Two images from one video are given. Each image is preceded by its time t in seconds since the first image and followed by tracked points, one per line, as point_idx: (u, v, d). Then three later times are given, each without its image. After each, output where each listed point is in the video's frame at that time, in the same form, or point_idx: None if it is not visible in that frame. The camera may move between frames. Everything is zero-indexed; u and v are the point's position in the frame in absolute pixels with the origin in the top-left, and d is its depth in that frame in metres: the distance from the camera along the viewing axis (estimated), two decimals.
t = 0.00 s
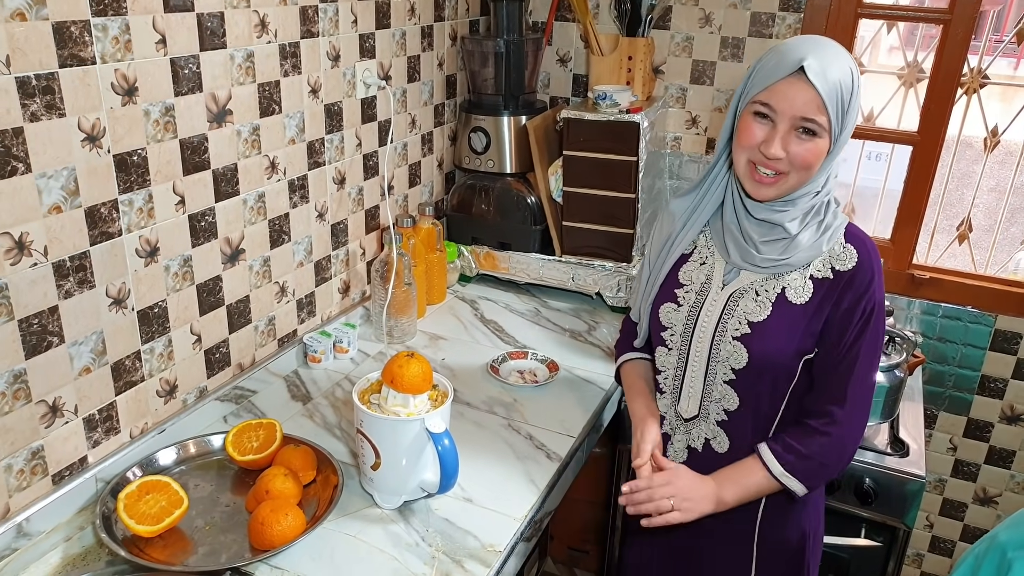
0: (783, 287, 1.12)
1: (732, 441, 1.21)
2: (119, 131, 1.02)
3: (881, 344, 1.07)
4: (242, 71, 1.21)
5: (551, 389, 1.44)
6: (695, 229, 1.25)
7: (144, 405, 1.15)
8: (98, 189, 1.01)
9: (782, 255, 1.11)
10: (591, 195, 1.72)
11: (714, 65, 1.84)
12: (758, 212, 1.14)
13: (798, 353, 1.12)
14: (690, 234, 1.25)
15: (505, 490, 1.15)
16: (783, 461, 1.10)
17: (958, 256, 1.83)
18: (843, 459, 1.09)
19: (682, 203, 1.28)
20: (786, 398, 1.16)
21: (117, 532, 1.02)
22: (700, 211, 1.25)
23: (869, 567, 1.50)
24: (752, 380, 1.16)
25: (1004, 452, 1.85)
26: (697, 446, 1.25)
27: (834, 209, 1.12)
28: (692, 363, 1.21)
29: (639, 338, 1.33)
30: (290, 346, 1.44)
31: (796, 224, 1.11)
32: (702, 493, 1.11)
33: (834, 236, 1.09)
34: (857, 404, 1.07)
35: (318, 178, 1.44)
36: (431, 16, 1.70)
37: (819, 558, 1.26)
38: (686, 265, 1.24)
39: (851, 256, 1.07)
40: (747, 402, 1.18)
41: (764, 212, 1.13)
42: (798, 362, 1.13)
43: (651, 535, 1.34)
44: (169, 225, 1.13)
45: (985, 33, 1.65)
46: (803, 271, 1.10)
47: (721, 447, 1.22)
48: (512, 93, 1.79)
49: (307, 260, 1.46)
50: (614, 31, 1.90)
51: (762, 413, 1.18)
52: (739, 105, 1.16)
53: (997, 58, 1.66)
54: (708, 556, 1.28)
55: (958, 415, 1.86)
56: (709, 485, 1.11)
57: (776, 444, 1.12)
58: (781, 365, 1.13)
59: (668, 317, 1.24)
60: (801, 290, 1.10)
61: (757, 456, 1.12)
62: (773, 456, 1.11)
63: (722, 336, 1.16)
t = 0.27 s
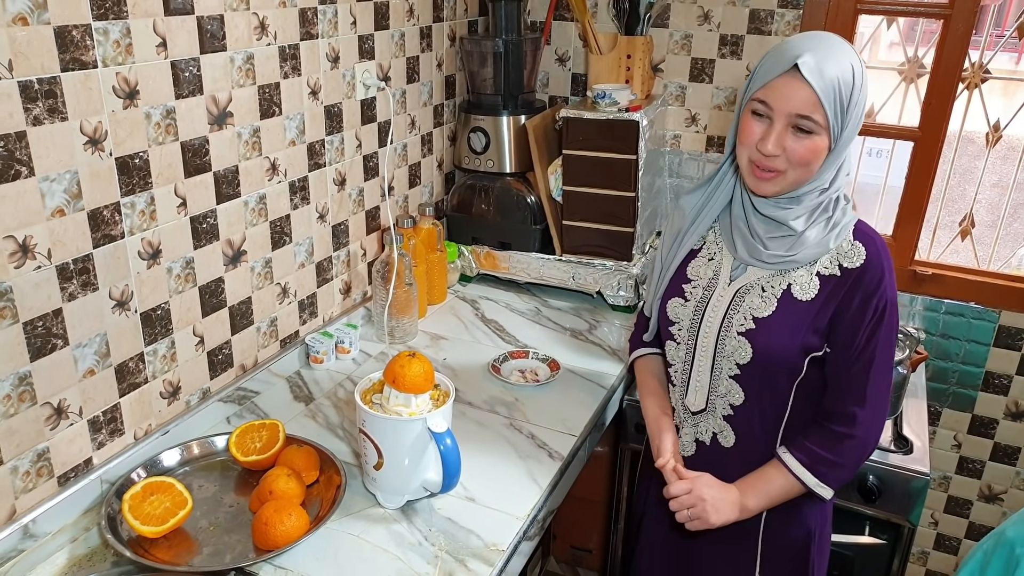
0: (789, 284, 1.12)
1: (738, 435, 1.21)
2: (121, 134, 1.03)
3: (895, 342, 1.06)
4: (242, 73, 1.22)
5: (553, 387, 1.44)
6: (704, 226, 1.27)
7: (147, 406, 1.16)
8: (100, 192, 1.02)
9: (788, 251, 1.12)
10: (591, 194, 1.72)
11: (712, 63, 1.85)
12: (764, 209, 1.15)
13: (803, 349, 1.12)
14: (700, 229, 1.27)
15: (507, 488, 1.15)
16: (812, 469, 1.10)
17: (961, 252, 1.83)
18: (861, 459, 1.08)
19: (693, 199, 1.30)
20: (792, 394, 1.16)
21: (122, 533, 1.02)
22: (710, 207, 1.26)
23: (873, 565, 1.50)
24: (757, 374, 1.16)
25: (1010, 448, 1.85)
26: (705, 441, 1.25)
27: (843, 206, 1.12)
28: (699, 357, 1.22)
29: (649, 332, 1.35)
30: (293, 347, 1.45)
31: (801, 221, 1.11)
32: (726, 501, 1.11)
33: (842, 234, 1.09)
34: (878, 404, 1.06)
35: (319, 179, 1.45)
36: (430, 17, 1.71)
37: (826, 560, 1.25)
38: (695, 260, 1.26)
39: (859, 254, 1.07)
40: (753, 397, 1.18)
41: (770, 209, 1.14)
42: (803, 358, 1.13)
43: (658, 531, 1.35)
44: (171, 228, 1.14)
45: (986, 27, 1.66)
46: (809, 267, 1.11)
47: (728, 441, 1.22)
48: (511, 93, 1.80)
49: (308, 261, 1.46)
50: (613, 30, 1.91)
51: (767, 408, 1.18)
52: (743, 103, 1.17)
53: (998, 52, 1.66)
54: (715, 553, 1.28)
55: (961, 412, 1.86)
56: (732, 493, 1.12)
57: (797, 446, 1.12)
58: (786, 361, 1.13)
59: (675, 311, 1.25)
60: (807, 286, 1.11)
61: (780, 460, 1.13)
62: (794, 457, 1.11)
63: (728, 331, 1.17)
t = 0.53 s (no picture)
0: (800, 283, 1.12)
1: (746, 434, 1.21)
2: (123, 136, 1.03)
3: (904, 341, 1.06)
4: (245, 75, 1.21)
5: (556, 388, 1.44)
6: (716, 226, 1.26)
7: (149, 408, 1.16)
8: (102, 194, 1.01)
9: (799, 251, 1.11)
10: (593, 195, 1.72)
11: (715, 65, 1.84)
12: (776, 211, 1.14)
13: (813, 348, 1.11)
14: (711, 230, 1.26)
15: (510, 490, 1.15)
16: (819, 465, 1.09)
17: (962, 252, 1.82)
18: (869, 457, 1.08)
19: (704, 200, 1.29)
20: (802, 394, 1.15)
21: (124, 536, 1.02)
22: (721, 208, 1.25)
23: (875, 565, 1.49)
24: (767, 374, 1.15)
25: (1010, 448, 1.84)
26: (713, 440, 1.24)
27: (854, 206, 1.11)
28: (709, 357, 1.21)
29: (661, 333, 1.34)
30: (295, 349, 1.44)
31: (813, 221, 1.11)
32: (732, 497, 1.11)
33: (853, 233, 1.09)
34: (885, 402, 1.06)
35: (321, 181, 1.45)
36: (432, 18, 1.71)
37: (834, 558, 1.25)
38: (706, 260, 1.25)
39: (870, 254, 1.06)
40: (764, 397, 1.17)
41: (782, 210, 1.13)
42: (814, 358, 1.12)
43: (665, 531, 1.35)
44: (173, 230, 1.14)
45: (986, 29, 1.65)
46: (820, 267, 1.10)
47: (737, 441, 1.21)
48: (514, 94, 1.79)
49: (311, 262, 1.46)
50: (615, 31, 1.90)
51: (778, 408, 1.17)
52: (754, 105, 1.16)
53: (999, 54, 1.66)
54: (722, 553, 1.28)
55: (962, 412, 1.85)
56: (738, 488, 1.12)
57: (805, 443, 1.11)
58: (796, 360, 1.12)
59: (687, 311, 1.25)
60: (817, 285, 1.10)
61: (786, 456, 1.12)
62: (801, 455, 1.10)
63: (738, 330, 1.17)
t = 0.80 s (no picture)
0: (807, 285, 1.12)
1: (757, 438, 1.20)
2: (119, 142, 1.03)
3: (912, 339, 1.06)
4: (240, 80, 1.22)
5: (554, 391, 1.44)
6: (720, 229, 1.26)
7: (147, 414, 1.16)
8: (98, 200, 1.02)
9: (806, 253, 1.12)
10: (589, 197, 1.72)
11: (710, 66, 1.85)
12: (783, 212, 1.14)
13: (823, 350, 1.12)
14: (715, 233, 1.26)
15: (509, 492, 1.15)
16: (828, 467, 1.10)
17: (958, 251, 1.83)
18: (880, 456, 1.08)
19: (707, 203, 1.30)
20: (811, 396, 1.16)
21: (122, 542, 1.02)
22: (725, 211, 1.26)
23: (875, 565, 1.50)
24: (777, 376, 1.15)
25: (1009, 447, 1.85)
26: (722, 445, 1.24)
27: (860, 205, 1.12)
28: (718, 360, 1.21)
29: (668, 337, 1.34)
30: (293, 353, 1.45)
31: (821, 222, 1.12)
32: (743, 507, 1.13)
33: (859, 233, 1.09)
34: (891, 402, 1.07)
35: (318, 186, 1.45)
36: (427, 22, 1.71)
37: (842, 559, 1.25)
38: (712, 264, 1.25)
39: (877, 253, 1.07)
40: (774, 399, 1.17)
41: (789, 211, 1.13)
42: (823, 359, 1.12)
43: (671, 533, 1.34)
44: (169, 235, 1.14)
45: (980, 27, 1.66)
46: (827, 268, 1.11)
47: (747, 445, 1.22)
48: (509, 97, 1.80)
49: (308, 267, 1.46)
50: (610, 33, 1.91)
51: (787, 410, 1.17)
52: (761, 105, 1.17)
53: (993, 52, 1.67)
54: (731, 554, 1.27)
55: (961, 411, 1.86)
56: (749, 498, 1.13)
57: (814, 446, 1.12)
58: (805, 362, 1.13)
59: (694, 315, 1.25)
60: (825, 287, 1.11)
61: (796, 461, 1.13)
62: (810, 456, 1.11)
63: (747, 333, 1.17)
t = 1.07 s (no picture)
0: (812, 292, 1.12)
1: (763, 444, 1.21)
2: (115, 143, 1.03)
3: (917, 344, 1.06)
4: (237, 81, 1.22)
5: (552, 392, 1.44)
6: (724, 234, 1.24)
7: (143, 415, 1.15)
8: (94, 201, 1.01)
9: (810, 260, 1.11)
10: (586, 198, 1.73)
11: (706, 67, 1.85)
12: (786, 220, 1.14)
13: (828, 356, 1.12)
14: (720, 237, 1.25)
15: (506, 493, 1.15)
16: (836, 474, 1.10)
17: (955, 252, 1.84)
18: (887, 461, 1.08)
19: (709, 208, 1.29)
20: (817, 401, 1.16)
21: (118, 543, 1.02)
22: (727, 216, 1.25)
23: (871, 565, 1.50)
24: (783, 383, 1.16)
25: (1005, 447, 1.85)
26: (728, 451, 1.25)
27: (863, 211, 1.12)
28: (723, 368, 1.21)
29: (672, 342, 1.33)
30: (289, 354, 1.44)
31: (823, 230, 1.11)
32: (752, 512, 1.12)
33: (862, 239, 1.09)
34: (898, 408, 1.07)
35: (314, 187, 1.45)
36: (424, 23, 1.71)
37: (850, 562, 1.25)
38: (715, 271, 1.24)
39: (881, 259, 1.07)
40: (779, 405, 1.18)
41: (792, 219, 1.13)
42: (829, 365, 1.12)
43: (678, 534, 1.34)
44: (165, 236, 1.14)
45: (977, 29, 1.66)
46: (831, 275, 1.10)
47: (753, 451, 1.22)
48: (506, 98, 1.80)
49: (304, 267, 1.46)
50: (607, 34, 1.91)
51: (793, 416, 1.18)
52: (766, 111, 1.16)
53: (989, 54, 1.67)
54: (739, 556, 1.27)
55: (957, 412, 1.86)
56: (758, 503, 1.13)
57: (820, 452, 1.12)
58: (811, 368, 1.13)
59: (698, 323, 1.25)
60: (829, 294, 1.10)
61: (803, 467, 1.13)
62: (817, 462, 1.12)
63: (751, 341, 1.17)
